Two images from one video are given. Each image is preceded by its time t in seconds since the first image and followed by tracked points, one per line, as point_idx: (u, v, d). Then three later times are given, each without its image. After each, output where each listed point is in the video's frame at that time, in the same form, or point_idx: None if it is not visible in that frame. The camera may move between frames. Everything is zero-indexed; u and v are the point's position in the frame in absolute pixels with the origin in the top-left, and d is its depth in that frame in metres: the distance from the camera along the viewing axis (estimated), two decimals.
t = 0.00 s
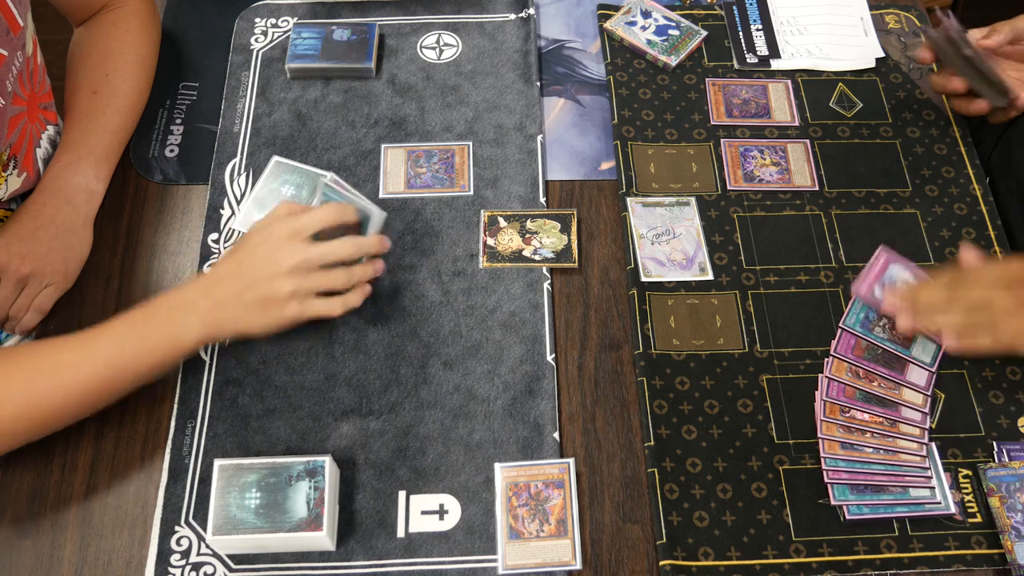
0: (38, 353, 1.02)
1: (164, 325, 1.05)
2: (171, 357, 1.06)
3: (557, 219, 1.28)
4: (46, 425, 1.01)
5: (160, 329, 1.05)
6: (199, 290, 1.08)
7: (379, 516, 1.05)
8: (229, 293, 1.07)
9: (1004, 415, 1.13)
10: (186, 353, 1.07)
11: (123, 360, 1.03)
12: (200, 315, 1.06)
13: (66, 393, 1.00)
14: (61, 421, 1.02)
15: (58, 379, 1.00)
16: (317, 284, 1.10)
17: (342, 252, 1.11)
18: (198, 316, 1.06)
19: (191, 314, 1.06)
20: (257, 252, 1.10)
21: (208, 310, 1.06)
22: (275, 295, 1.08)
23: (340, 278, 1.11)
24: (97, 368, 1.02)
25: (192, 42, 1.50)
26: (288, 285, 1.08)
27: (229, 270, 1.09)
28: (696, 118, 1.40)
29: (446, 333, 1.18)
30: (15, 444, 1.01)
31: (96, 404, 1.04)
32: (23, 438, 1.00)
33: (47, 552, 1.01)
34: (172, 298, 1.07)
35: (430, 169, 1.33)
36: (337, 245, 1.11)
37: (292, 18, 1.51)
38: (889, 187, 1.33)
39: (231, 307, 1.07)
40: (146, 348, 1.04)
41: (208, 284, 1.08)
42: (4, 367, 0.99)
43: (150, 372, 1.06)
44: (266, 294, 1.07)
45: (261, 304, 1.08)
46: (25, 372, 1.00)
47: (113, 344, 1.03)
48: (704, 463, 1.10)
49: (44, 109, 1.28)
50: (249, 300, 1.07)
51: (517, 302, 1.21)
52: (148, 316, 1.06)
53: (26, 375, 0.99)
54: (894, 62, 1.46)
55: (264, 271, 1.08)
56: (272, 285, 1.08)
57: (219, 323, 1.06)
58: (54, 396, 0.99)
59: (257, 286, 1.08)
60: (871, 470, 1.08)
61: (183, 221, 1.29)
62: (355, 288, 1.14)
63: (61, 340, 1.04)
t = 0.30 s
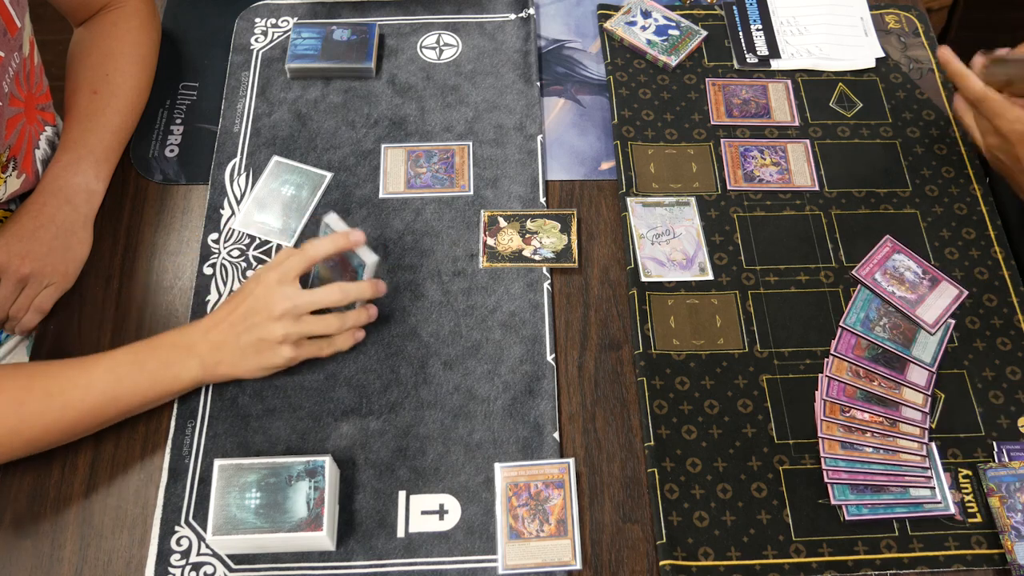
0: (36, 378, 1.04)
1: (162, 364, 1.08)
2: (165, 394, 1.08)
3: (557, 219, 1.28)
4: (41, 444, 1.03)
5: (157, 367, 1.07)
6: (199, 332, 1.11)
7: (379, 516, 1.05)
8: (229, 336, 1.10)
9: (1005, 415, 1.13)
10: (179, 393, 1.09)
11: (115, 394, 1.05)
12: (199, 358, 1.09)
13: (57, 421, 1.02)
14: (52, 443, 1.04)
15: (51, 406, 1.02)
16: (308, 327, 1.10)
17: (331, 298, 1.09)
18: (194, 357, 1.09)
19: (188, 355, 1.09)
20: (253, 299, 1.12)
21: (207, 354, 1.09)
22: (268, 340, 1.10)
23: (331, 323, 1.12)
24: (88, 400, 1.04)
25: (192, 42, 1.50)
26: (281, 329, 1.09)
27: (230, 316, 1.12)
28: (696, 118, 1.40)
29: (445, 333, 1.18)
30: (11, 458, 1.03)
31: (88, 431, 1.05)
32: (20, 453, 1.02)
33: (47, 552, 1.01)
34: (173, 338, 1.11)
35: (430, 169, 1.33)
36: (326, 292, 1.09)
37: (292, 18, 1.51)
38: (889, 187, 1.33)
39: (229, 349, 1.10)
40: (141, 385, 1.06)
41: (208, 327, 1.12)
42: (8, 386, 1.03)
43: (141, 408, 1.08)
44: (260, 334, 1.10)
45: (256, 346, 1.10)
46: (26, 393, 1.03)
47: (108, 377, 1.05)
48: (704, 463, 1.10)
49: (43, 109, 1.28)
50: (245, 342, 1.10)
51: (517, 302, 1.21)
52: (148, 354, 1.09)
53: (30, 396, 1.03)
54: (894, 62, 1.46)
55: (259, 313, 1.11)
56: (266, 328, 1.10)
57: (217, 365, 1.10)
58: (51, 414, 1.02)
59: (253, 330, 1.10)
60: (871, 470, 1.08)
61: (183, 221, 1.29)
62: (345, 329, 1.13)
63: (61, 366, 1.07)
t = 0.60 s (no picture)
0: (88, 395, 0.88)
1: (173, 386, 0.89)
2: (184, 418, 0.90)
3: (557, 219, 1.28)
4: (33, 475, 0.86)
5: (169, 390, 0.89)
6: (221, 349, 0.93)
7: (379, 516, 1.05)
8: (249, 354, 0.92)
9: (1005, 415, 1.13)
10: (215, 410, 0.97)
11: (124, 419, 0.87)
12: (214, 375, 0.90)
13: (66, 451, 0.86)
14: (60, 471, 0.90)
15: (47, 434, 0.85)
16: (345, 363, 0.94)
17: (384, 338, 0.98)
18: (209, 380, 0.90)
19: (204, 376, 0.90)
20: (290, 320, 0.95)
21: (224, 371, 0.90)
22: (299, 366, 0.91)
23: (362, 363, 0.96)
24: (94, 426, 0.86)
25: (192, 42, 1.50)
26: (315, 350, 0.92)
27: (255, 333, 0.95)
28: (696, 118, 1.40)
29: (446, 333, 1.18)
30: None
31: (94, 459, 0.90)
32: None
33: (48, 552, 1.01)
34: (206, 351, 0.94)
35: (430, 169, 1.33)
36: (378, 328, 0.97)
37: (292, 18, 1.51)
38: (889, 187, 1.33)
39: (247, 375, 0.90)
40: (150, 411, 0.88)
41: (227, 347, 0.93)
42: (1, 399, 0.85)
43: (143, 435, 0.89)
44: (287, 359, 0.91)
45: (280, 372, 0.91)
46: (10, 414, 0.84)
47: (116, 398, 0.88)
48: (704, 463, 1.10)
49: (43, 109, 1.28)
50: (272, 370, 0.91)
51: (517, 302, 1.21)
52: (162, 376, 0.90)
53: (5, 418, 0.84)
54: (894, 62, 1.46)
55: (292, 335, 0.93)
56: (299, 348, 0.92)
57: (230, 387, 0.90)
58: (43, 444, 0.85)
59: (281, 352, 0.92)
60: (871, 470, 1.08)
61: (183, 221, 1.29)
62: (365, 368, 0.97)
63: (56, 388, 0.88)
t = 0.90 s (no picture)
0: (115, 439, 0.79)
1: (215, 467, 0.81)
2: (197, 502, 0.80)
3: (557, 219, 1.28)
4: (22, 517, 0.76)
5: (211, 470, 0.80)
6: (274, 441, 0.85)
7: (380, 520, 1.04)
8: (298, 474, 0.83)
9: (1004, 414, 1.13)
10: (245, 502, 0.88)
11: (152, 489, 0.78)
12: (261, 468, 0.82)
13: (78, 504, 0.76)
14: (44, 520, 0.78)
15: (69, 479, 0.75)
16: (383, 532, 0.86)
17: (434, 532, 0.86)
18: (249, 472, 0.81)
19: (246, 464, 0.81)
20: (348, 457, 0.87)
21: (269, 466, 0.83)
22: (347, 496, 0.84)
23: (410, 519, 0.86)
24: (118, 485, 0.77)
25: (192, 42, 1.50)
26: (366, 504, 0.84)
27: (312, 449, 0.86)
28: (696, 118, 1.40)
29: (445, 333, 1.18)
30: None
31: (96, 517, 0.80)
32: None
33: (49, 551, 1.02)
34: (254, 440, 0.84)
35: (430, 169, 1.33)
36: (438, 520, 0.86)
37: (292, 18, 1.51)
38: (889, 187, 1.33)
39: (293, 485, 0.83)
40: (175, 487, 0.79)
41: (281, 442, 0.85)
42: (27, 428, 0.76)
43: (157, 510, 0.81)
44: (343, 497, 0.84)
45: (330, 501, 0.83)
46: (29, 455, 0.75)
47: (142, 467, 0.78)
48: (704, 463, 1.10)
49: (43, 111, 1.28)
50: (320, 489, 0.84)
51: (517, 302, 1.21)
52: (207, 451, 0.81)
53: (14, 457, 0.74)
54: (894, 62, 1.46)
55: (349, 467, 0.86)
56: (353, 488, 0.84)
57: (273, 489, 0.83)
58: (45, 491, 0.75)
59: (338, 481, 0.85)
60: (871, 469, 1.08)
61: (183, 221, 1.29)
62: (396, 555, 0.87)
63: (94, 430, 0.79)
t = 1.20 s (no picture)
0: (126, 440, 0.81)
1: (224, 467, 0.82)
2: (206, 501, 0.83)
3: (557, 219, 1.28)
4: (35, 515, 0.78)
5: (219, 470, 0.82)
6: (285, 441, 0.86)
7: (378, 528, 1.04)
8: (309, 477, 0.84)
9: (1005, 414, 1.13)
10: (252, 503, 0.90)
11: (160, 489, 0.80)
12: (269, 469, 0.83)
13: (89, 501, 0.78)
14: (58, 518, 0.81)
15: (79, 479, 0.78)
16: (387, 542, 0.85)
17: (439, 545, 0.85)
18: (258, 473, 0.83)
19: (254, 464, 0.83)
20: (363, 464, 0.86)
21: (278, 467, 0.84)
22: (357, 502, 0.84)
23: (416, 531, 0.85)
24: (127, 484, 0.79)
25: (192, 42, 1.50)
26: (374, 512, 0.84)
27: (323, 453, 0.86)
28: (696, 118, 1.40)
29: (445, 333, 1.18)
30: None
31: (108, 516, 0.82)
32: None
33: (49, 551, 1.02)
34: (263, 442, 0.85)
35: (430, 169, 1.33)
36: (443, 533, 0.86)
37: (292, 18, 1.51)
38: (889, 187, 1.33)
39: (302, 488, 0.84)
40: (183, 486, 0.81)
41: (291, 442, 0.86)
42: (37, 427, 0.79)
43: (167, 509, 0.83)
44: (352, 504, 0.84)
45: (339, 507, 0.84)
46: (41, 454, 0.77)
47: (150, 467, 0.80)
48: (704, 463, 1.10)
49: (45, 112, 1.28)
50: (331, 494, 0.84)
51: (517, 302, 1.21)
52: (216, 451, 0.83)
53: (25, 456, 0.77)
54: (894, 62, 1.46)
55: (362, 475, 0.85)
56: (364, 495, 0.84)
57: (282, 490, 0.83)
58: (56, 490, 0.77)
59: (349, 488, 0.84)
60: (871, 469, 1.08)
61: (183, 221, 1.29)
62: (399, 565, 0.87)
63: (105, 431, 0.81)
